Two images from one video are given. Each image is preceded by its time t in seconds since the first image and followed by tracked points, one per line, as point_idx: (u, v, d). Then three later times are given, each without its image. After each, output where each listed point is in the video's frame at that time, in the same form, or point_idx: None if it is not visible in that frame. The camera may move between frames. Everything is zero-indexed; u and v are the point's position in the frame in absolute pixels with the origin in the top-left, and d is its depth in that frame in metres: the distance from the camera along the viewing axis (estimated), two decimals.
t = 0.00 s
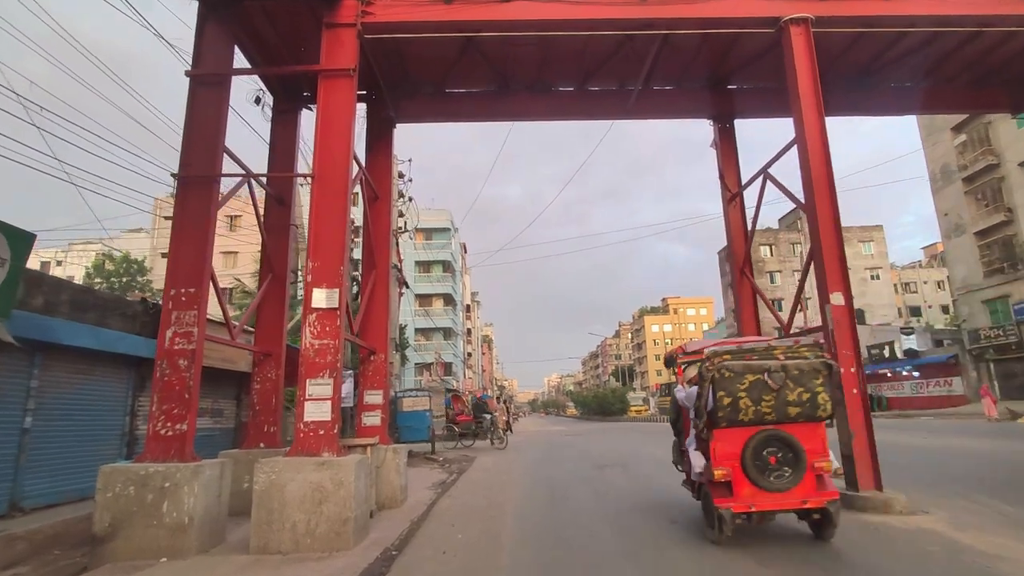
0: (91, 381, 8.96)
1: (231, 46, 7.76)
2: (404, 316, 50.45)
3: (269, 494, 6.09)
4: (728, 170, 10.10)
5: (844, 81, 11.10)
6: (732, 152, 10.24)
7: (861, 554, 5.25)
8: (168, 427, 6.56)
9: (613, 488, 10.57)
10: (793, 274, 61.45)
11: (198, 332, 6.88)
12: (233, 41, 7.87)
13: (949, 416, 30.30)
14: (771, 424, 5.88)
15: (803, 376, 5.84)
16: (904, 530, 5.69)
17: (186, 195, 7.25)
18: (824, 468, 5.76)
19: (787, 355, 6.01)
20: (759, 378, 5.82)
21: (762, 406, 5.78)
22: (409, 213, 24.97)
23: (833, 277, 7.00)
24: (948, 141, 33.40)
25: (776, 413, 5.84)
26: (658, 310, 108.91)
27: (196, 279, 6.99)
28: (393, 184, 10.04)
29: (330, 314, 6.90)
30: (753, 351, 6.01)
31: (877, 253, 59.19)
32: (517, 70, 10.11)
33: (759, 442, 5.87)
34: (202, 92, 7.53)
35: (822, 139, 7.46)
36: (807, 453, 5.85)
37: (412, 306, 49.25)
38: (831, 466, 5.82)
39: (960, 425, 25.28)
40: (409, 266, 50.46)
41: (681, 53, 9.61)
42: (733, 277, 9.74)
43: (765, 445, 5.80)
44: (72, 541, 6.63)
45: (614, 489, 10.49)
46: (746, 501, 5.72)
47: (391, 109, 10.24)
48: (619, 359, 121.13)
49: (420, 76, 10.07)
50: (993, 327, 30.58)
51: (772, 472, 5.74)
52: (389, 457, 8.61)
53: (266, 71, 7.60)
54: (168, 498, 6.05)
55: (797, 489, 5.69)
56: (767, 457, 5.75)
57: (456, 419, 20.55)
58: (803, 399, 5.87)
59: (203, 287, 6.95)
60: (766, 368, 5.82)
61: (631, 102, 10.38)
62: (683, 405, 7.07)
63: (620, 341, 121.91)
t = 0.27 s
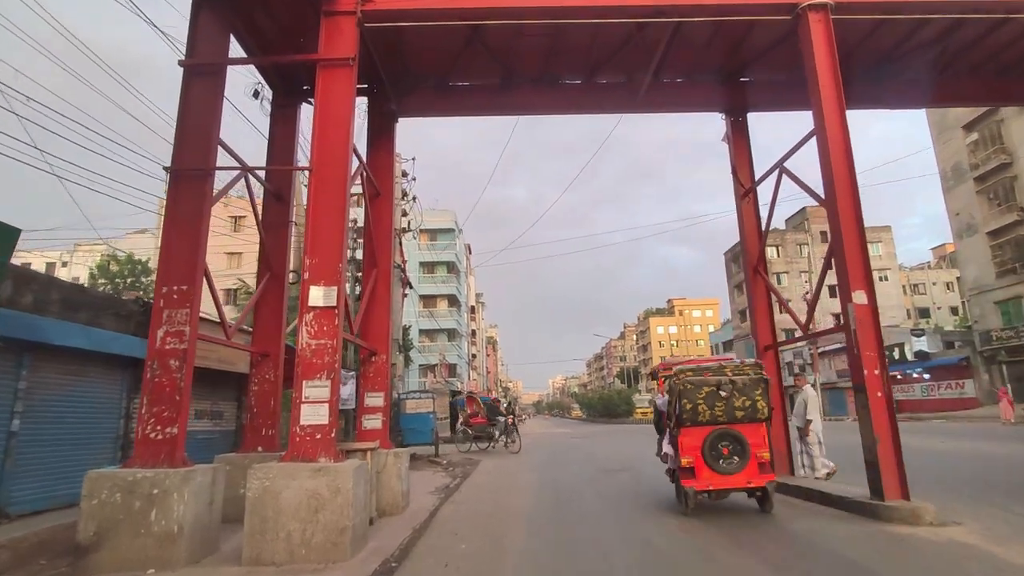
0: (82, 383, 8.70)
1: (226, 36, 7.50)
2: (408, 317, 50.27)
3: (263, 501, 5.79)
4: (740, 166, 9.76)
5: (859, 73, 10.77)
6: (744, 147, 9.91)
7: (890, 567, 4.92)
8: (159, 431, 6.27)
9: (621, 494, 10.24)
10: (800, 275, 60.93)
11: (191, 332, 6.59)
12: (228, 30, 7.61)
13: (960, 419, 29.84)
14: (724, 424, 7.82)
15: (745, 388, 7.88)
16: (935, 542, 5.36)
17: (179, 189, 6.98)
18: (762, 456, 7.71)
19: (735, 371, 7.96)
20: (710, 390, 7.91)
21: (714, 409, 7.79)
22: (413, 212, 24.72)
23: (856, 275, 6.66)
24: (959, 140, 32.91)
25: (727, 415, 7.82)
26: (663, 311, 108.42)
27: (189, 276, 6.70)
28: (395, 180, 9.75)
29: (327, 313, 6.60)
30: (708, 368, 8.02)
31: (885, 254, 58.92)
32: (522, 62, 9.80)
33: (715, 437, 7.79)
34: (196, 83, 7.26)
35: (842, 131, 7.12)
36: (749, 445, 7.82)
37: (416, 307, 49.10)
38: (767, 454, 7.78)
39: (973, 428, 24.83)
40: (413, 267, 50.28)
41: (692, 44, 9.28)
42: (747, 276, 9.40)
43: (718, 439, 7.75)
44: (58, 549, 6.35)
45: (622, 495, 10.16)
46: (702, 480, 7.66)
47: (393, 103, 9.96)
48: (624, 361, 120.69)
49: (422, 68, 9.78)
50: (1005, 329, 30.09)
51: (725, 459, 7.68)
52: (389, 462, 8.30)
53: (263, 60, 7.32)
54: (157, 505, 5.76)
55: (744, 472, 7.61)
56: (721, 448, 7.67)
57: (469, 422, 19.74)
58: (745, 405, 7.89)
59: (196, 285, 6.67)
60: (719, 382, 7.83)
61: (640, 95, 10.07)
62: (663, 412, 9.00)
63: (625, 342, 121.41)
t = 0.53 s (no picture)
0: (77, 381, 8.50)
1: (224, 22, 7.27)
2: (414, 317, 50.10)
3: (258, 505, 5.54)
4: (755, 158, 9.43)
5: (877, 63, 10.41)
6: (759, 139, 9.58)
7: None
8: (151, 431, 6.03)
9: (631, 498, 9.94)
10: (809, 275, 60.35)
11: (185, 328, 6.35)
12: (226, 16, 7.38)
13: (974, 421, 29.32)
14: (702, 422, 9.95)
15: (717, 394, 10.17)
16: (969, 551, 5.03)
17: (174, 180, 6.74)
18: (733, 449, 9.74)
19: (709, 381, 10.27)
20: (690, 394, 10.20)
21: (692, 409, 10.04)
22: (418, 211, 24.50)
23: (880, 268, 6.33)
24: (972, 137, 32.37)
25: (703, 415, 10.01)
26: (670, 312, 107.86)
27: (184, 270, 6.46)
28: (399, 173, 9.49)
29: (326, 308, 6.33)
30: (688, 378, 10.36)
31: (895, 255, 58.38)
32: (529, 52, 9.51)
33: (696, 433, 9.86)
34: (193, 71, 7.02)
35: (864, 117, 6.79)
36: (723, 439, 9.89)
37: (422, 307, 48.95)
38: (736, 447, 9.84)
39: (988, 431, 24.35)
40: (419, 267, 50.09)
41: (704, 33, 8.97)
42: (762, 272, 9.07)
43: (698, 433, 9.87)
44: (47, 553, 6.13)
45: (632, 499, 9.86)
46: (685, 465, 9.72)
47: (397, 94, 9.70)
48: (631, 362, 120.17)
49: (426, 58, 9.52)
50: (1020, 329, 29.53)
51: (702, 450, 9.70)
52: (392, 463, 8.02)
53: (260, 47, 7.08)
54: (148, 509, 5.52)
55: (717, 459, 9.67)
56: (699, 440, 9.72)
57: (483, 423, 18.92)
58: (717, 407, 10.13)
59: (190, 280, 6.42)
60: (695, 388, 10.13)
61: (650, 87, 9.79)
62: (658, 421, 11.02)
63: (632, 343, 120.89)
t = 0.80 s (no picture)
0: (70, 377, 8.23)
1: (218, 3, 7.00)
2: (416, 316, 49.86)
3: (249, 506, 5.26)
4: (768, 148, 9.12)
5: (893, 52, 10.08)
6: (772, 128, 9.27)
7: None
8: (139, 428, 5.74)
9: (638, 500, 9.64)
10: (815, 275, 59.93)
11: (175, 321, 6.06)
12: None
13: (983, 422, 28.96)
14: (691, 421, 11.31)
15: (703, 396, 11.56)
16: (1006, 559, 4.73)
17: (165, 167, 6.47)
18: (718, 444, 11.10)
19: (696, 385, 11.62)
20: (680, 397, 11.62)
21: (682, 410, 11.38)
22: (421, 208, 24.23)
23: (905, 259, 6.02)
24: (983, 134, 31.94)
25: (691, 415, 11.38)
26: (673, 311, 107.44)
27: (174, 260, 6.17)
28: (400, 164, 9.21)
29: (323, 300, 6.04)
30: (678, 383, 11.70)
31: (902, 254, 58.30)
32: (535, 39, 9.22)
33: (685, 431, 11.22)
34: (185, 54, 6.75)
35: (886, 100, 6.47)
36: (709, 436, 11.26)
37: (424, 306, 48.71)
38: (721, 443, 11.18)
39: (999, 432, 23.98)
40: (422, 265, 49.83)
41: (717, 18, 8.66)
42: (776, 267, 8.76)
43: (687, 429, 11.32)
44: (29, 554, 5.82)
45: (639, 500, 9.57)
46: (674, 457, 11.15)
47: (398, 81, 9.42)
48: (634, 362, 119.77)
49: (428, 44, 9.23)
50: None
51: (690, 445, 11.08)
52: (393, 462, 7.75)
53: (255, 28, 6.80)
54: (134, 509, 5.22)
55: (703, 453, 11.04)
56: (687, 437, 11.09)
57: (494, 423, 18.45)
58: (704, 408, 11.50)
59: (181, 270, 6.14)
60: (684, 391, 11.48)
61: (660, 75, 9.49)
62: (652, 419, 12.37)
63: (635, 343, 120.44)
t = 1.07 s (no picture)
0: (60, 376, 7.99)
1: None
2: (419, 315, 49.62)
3: (240, 513, 4.97)
4: (783, 141, 8.81)
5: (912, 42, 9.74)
6: (787, 120, 8.95)
7: None
8: (126, 431, 5.48)
9: (646, 505, 9.35)
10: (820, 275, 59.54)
11: (164, 318, 5.78)
12: None
13: (993, 423, 28.55)
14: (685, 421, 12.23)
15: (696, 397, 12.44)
16: None
17: (154, 157, 6.18)
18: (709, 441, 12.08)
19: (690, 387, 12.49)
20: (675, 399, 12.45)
21: (677, 411, 12.25)
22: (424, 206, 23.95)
23: (932, 255, 5.72)
24: (994, 131, 31.49)
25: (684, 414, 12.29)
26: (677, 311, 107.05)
27: (164, 255, 5.89)
28: (401, 157, 8.93)
29: (319, 297, 5.76)
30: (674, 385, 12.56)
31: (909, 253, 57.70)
32: (541, 28, 8.90)
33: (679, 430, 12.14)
34: (177, 41, 6.48)
35: (912, 87, 6.15)
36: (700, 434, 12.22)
37: (427, 305, 48.47)
38: (710, 439, 12.17)
39: (1011, 434, 23.59)
40: (425, 264, 49.58)
41: (730, 6, 8.34)
42: (791, 263, 8.45)
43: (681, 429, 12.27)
44: (10, 561, 5.56)
45: (647, 506, 9.27)
46: (670, 453, 12.03)
47: (400, 71, 9.13)
48: (638, 361, 119.38)
49: (431, 34, 8.92)
50: None
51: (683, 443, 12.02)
52: (393, 465, 7.48)
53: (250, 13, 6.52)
54: (119, 517, 4.96)
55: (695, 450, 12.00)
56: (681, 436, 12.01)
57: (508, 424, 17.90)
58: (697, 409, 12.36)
59: (171, 266, 5.86)
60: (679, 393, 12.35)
61: (670, 67, 9.19)
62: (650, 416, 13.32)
63: (639, 342, 120.04)
